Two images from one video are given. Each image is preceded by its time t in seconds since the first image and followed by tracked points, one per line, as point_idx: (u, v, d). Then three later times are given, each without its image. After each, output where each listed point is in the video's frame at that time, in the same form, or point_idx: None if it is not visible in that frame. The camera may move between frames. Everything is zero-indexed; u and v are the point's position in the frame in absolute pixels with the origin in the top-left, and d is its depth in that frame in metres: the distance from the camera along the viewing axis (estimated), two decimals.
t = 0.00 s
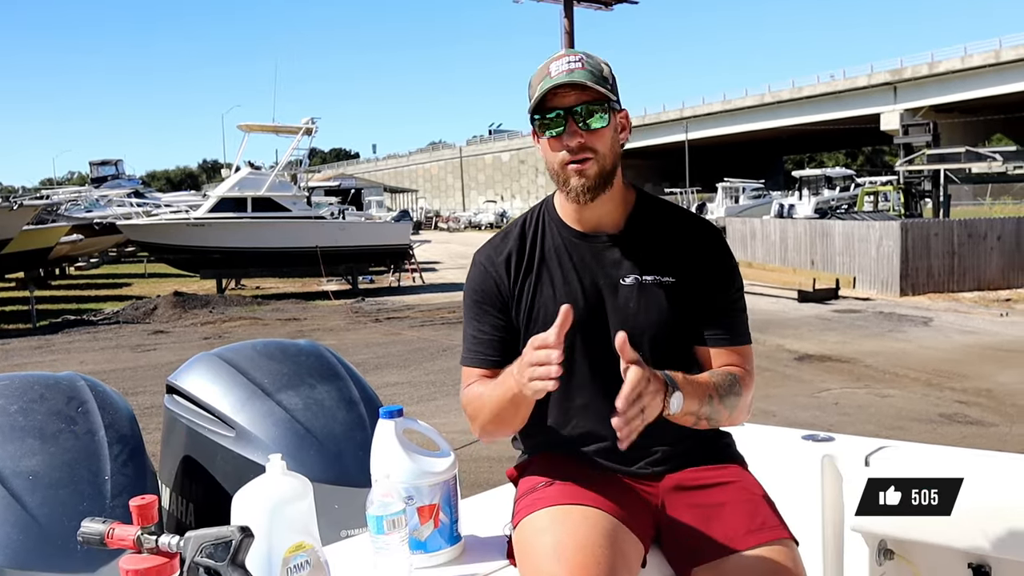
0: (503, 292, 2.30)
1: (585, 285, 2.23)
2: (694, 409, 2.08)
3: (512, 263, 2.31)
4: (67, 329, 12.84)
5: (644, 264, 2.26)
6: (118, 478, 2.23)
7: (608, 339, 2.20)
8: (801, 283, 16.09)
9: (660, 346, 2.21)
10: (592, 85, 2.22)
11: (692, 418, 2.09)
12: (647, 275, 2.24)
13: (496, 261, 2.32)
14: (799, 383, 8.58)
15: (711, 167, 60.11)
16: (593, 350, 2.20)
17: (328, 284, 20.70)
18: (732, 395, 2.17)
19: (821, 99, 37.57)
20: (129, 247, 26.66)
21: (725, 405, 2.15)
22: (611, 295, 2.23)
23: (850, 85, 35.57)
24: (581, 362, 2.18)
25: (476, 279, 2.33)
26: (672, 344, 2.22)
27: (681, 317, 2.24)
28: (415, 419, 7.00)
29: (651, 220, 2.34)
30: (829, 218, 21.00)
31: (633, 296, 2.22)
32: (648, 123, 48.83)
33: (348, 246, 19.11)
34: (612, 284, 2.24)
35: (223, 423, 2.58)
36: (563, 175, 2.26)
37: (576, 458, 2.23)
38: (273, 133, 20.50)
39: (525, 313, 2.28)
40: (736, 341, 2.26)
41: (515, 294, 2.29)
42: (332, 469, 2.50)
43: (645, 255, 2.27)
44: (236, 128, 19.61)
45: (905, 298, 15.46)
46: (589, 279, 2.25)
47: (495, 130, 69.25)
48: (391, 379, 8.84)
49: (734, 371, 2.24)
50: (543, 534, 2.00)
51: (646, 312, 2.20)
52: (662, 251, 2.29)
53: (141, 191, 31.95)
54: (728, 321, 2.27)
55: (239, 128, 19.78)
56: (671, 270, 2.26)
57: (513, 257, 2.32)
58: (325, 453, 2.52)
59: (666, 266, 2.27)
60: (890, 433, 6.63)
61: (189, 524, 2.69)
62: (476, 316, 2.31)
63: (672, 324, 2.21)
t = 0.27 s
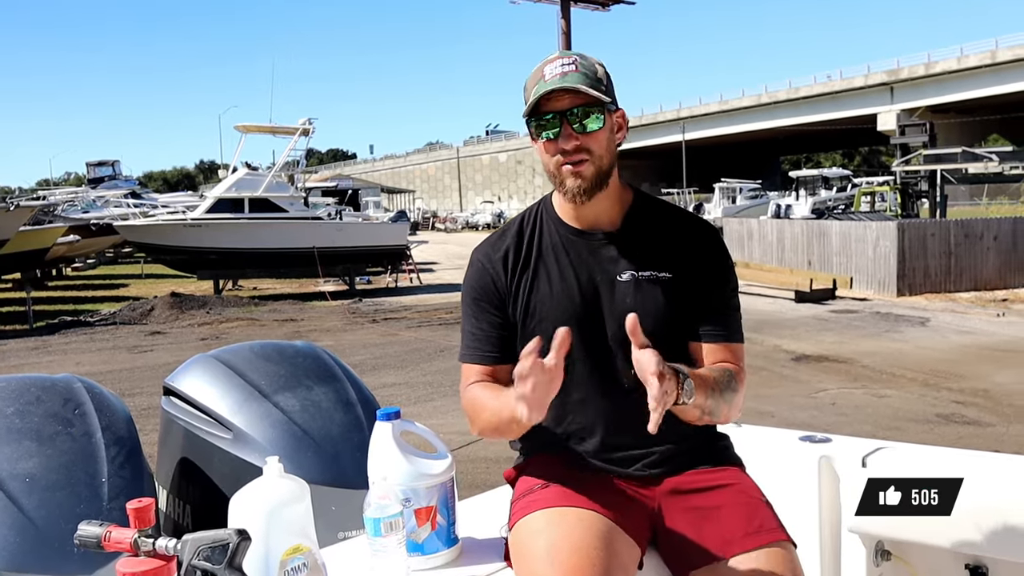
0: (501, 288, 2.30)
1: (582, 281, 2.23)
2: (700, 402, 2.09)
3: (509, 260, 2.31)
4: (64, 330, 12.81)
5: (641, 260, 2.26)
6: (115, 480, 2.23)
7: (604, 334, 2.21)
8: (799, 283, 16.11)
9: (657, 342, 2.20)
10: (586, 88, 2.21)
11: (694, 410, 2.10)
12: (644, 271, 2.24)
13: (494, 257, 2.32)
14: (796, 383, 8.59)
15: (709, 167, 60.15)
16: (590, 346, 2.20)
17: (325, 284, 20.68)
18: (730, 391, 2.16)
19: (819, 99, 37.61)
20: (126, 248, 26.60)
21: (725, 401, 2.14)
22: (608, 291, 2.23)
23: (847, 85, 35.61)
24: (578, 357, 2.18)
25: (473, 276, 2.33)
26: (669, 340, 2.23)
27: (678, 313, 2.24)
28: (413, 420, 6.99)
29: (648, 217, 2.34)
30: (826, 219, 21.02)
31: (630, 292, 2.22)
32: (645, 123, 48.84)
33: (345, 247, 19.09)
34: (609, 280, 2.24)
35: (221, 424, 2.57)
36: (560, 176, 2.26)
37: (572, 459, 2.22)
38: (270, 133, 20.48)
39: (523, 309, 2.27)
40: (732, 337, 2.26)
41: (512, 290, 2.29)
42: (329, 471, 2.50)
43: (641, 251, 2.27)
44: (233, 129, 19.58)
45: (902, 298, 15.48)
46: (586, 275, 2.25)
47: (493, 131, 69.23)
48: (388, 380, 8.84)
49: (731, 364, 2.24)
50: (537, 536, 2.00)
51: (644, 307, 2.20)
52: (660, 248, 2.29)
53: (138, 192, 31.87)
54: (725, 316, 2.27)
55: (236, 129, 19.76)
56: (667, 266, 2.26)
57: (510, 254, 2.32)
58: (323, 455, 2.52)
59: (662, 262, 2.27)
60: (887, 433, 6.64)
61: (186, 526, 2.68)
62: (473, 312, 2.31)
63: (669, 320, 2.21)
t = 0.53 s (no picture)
0: (500, 290, 2.30)
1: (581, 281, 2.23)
2: (681, 429, 2.10)
3: (508, 262, 2.32)
4: (62, 331, 12.80)
5: (640, 260, 2.26)
6: (115, 482, 2.23)
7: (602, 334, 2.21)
8: (798, 283, 16.12)
9: (656, 342, 2.20)
10: (575, 88, 2.21)
11: (679, 435, 2.11)
12: (643, 270, 2.24)
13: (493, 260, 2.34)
14: (795, 384, 8.60)
15: (707, 168, 60.18)
16: (589, 347, 2.21)
17: (324, 285, 20.67)
18: (719, 407, 2.15)
19: (817, 100, 37.63)
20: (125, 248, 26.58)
21: (712, 418, 2.14)
22: (606, 291, 2.22)
23: (846, 86, 35.64)
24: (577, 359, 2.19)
25: (474, 279, 2.35)
26: (669, 339, 2.22)
27: (678, 313, 2.23)
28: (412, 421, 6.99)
29: (649, 217, 2.35)
30: (825, 219, 21.03)
31: (629, 291, 2.22)
32: (644, 124, 48.86)
33: (344, 247, 19.08)
34: (608, 280, 2.23)
35: (220, 426, 2.57)
36: (554, 177, 2.28)
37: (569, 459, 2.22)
38: (269, 134, 20.47)
39: (521, 309, 2.28)
40: (731, 339, 2.25)
41: (511, 291, 2.29)
42: (329, 472, 2.50)
43: (640, 251, 2.27)
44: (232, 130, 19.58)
45: (901, 299, 15.49)
46: (584, 276, 2.25)
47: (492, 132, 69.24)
48: (388, 381, 8.84)
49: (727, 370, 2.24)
50: (533, 530, 2.00)
51: (643, 306, 2.20)
52: (659, 248, 2.29)
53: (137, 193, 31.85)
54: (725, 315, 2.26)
55: (235, 130, 19.76)
56: (666, 265, 2.26)
57: (510, 255, 2.33)
58: (323, 456, 2.52)
59: (662, 261, 2.27)
60: (887, 433, 6.65)
61: (185, 528, 2.68)
62: (472, 314, 2.32)
63: (668, 320, 2.21)
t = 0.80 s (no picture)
0: (502, 293, 2.32)
1: (583, 285, 2.23)
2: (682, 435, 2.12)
3: (511, 264, 2.34)
4: (64, 331, 12.82)
5: (645, 264, 2.26)
6: (117, 480, 2.23)
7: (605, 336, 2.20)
8: (799, 283, 16.09)
9: (661, 347, 2.20)
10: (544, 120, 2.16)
11: (682, 441, 2.13)
12: (648, 275, 2.24)
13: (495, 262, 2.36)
14: (797, 383, 8.59)
15: (709, 167, 60.15)
16: (593, 351, 2.21)
17: (325, 285, 20.68)
18: (723, 414, 2.18)
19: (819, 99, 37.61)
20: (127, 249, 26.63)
21: (717, 424, 2.17)
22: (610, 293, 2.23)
23: (847, 85, 35.62)
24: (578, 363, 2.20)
25: (478, 279, 2.37)
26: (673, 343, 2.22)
27: (683, 318, 2.23)
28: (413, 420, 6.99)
29: (656, 223, 2.34)
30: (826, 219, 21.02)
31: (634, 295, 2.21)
32: (645, 123, 48.82)
33: (346, 247, 19.09)
34: (612, 283, 2.23)
35: (223, 425, 2.58)
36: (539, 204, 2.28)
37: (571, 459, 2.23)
38: (270, 134, 20.49)
39: (523, 312, 2.29)
40: (737, 345, 2.27)
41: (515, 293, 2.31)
42: (331, 472, 2.50)
43: (645, 256, 2.27)
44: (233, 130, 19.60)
45: (903, 298, 15.48)
46: (586, 278, 2.25)
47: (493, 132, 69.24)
48: (389, 381, 8.85)
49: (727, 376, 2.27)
50: (537, 530, 2.01)
51: (647, 310, 2.20)
52: (663, 251, 2.29)
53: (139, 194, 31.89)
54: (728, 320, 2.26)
55: (236, 130, 19.78)
56: (674, 270, 2.26)
57: (514, 256, 2.34)
58: (324, 456, 2.52)
59: (668, 266, 2.27)
60: (888, 432, 6.64)
61: (188, 527, 2.68)
62: (475, 315, 2.35)
63: (673, 324, 2.21)
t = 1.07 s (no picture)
0: (500, 290, 2.37)
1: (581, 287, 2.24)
2: (717, 427, 2.12)
3: (512, 266, 2.37)
4: (64, 330, 12.82)
5: (646, 265, 2.25)
6: (117, 480, 2.23)
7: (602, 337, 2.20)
8: (799, 282, 16.09)
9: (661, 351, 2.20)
10: (532, 148, 2.13)
11: (715, 433, 2.13)
12: (648, 278, 2.23)
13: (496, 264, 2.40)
14: (797, 382, 8.60)
15: (708, 166, 60.18)
16: (591, 354, 2.21)
17: (325, 284, 20.68)
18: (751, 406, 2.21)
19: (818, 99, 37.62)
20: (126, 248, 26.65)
21: (744, 415, 2.19)
22: (610, 295, 2.22)
23: (847, 85, 35.64)
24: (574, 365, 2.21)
25: (480, 275, 2.43)
26: (673, 346, 2.22)
27: (682, 321, 2.22)
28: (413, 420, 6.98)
29: (659, 223, 2.31)
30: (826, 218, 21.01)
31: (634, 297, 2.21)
32: (645, 123, 48.82)
33: (345, 247, 19.08)
34: (611, 285, 2.23)
35: (222, 424, 2.57)
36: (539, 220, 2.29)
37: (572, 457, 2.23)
38: (270, 133, 20.48)
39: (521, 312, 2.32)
40: (745, 345, 2.24)
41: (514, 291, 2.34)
42: (331, 471, 2.50)
43: (647, 259, 2.26)
44: (233, 129, 19.60)
45: (902, 297, 15.48)
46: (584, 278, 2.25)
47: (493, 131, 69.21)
48: (389, 380, 8.85)
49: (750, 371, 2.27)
50: (539, 528, 2.01)
51: (645, 314, 2.20)
52: (665, 253, 2.27)
53: (138, 193, 31.89)
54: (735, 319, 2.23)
55: (236, 129, 19.78)
56: (675, 273, 2.25)
57: (513, 254, 2.38)
58: (324, 455, 2.52)
59: (669, 268, 2.25)
60: (888, 432, 6.65)
61: (188, 526, 2.68)
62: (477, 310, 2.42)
63: (670, 327, 2.21)
